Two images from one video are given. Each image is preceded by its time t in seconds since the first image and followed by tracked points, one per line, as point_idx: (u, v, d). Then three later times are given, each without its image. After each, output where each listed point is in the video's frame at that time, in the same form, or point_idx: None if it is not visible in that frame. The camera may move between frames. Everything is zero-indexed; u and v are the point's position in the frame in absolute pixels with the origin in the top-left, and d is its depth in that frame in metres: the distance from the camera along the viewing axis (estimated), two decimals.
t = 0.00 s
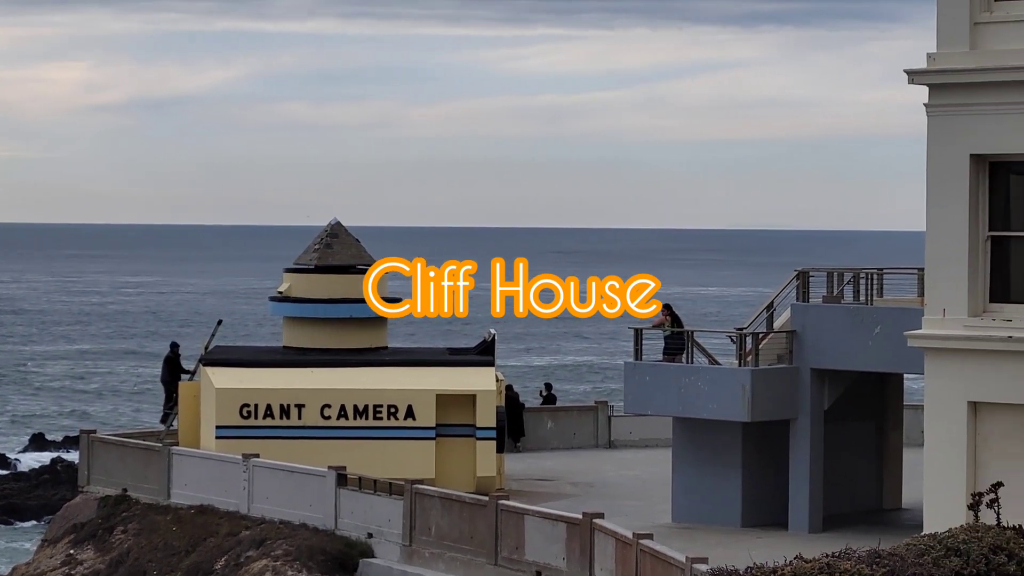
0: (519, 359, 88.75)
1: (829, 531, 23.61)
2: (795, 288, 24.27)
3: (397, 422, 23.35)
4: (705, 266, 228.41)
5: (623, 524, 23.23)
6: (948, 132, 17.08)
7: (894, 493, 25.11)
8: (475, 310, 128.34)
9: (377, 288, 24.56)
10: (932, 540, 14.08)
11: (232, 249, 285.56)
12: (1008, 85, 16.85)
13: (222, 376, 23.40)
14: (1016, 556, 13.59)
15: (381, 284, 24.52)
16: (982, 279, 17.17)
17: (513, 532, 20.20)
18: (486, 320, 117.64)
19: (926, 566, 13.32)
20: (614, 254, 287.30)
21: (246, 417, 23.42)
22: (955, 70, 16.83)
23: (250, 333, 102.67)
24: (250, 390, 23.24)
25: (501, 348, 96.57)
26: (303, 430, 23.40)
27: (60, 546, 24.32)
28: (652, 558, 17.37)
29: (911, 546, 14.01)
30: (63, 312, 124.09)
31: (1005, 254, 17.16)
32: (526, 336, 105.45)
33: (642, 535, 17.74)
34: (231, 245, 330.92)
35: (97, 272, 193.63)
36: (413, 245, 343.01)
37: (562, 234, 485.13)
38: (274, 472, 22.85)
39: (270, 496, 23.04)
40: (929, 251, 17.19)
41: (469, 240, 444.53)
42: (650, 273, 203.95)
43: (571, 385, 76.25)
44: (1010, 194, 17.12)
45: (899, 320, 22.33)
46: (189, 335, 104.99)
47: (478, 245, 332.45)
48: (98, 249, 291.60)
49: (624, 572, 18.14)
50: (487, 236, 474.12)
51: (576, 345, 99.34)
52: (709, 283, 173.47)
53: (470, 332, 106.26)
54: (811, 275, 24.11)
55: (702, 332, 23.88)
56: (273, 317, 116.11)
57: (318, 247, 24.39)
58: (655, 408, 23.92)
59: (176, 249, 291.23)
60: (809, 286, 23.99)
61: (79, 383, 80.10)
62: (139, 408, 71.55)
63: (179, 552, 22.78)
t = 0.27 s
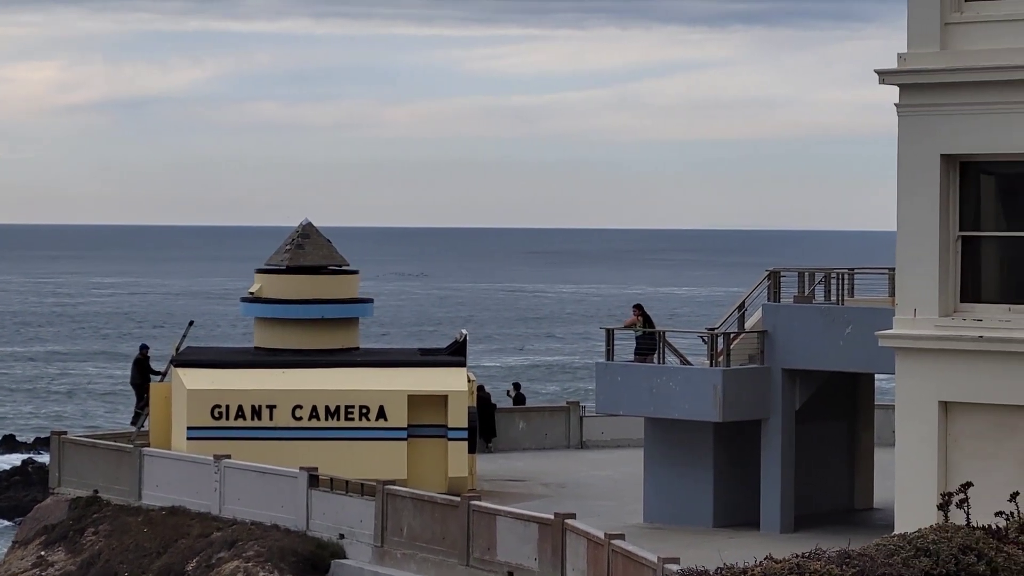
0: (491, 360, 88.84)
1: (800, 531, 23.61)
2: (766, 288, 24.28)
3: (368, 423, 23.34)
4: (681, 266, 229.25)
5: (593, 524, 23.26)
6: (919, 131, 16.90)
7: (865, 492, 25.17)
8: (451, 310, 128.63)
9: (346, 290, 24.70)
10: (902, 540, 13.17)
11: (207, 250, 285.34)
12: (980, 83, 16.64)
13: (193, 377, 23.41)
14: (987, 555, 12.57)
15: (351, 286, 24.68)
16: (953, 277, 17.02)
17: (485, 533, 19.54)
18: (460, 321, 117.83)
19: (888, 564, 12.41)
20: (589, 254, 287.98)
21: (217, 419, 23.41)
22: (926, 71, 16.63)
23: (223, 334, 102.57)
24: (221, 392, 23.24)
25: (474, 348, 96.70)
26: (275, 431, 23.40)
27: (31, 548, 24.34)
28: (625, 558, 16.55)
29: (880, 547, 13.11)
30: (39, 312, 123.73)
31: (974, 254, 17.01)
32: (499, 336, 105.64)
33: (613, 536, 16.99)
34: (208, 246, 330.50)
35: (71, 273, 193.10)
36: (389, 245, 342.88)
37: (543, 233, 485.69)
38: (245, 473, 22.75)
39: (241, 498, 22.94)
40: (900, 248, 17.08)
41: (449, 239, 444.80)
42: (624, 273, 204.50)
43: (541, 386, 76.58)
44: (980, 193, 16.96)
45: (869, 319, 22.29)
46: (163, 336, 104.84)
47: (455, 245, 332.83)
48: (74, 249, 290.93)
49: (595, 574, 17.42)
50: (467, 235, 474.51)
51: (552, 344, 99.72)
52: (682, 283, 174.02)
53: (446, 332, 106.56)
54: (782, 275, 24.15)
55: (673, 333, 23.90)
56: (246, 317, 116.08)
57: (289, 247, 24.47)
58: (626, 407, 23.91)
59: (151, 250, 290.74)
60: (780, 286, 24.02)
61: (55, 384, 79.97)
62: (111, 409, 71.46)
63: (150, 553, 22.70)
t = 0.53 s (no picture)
0: (469, 363, 88.71)
1: (780, 535, 23.64)
2: (746, 291, 24.32)
3: (350, 426, 23.31)
4: (660, 269, 229.42)
5: (574, 528, 23.29)
6: (899, 133, 16.94)
7: (845, 495, 25.24)
8: (429, 313, 128.55)
9: (328, 292, 24.72)
10: (884, 543, 13.14)
11: (184, 254, 284.46)
12: (960, 86, 16.67)
13: (173, 380, 23.36)
14: (968, 558, 12.51)
15: (333, 289, 24.71)
16: (934, 279, 17.05)
17: (465, 536, 19.54)
18: (440, 324, 117.70)
19: (865, 567, 12.37)
20: (566, 257, 288.29)
21: (197, 422, 23.36)
22: (907, 74, 16.68)
23: (202, 338, 102.23)
24: (200, 395, 23.21)
25: (455, 352, 96.70)
26: (255, 435, 23.36)
27: (11, 551, 24.26)
28: (606, 561, 16.52)
29: (860, 550, 13.10)
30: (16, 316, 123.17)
31: (954, 257, 17.04)
32: (479, 339, 105.53)
33: (595, 539, 16.97)
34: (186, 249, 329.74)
35: (49, 277, 192.22)
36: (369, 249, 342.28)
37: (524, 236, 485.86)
38: (225, 476, 22.69)
39: (221, 501, 22.86)
40: (881, 250, 17.12)
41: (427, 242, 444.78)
42: (605, 276, 204.55)
43: (518, 390, 76.62)
44: (960, 196, 16.99)
45: (849, 323, 22.33)
46: (142, 340, 104.44)
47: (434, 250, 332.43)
48: (51, 253, 289.58)
49: None
50: (446, 239, 474.74)
51: (531, 347, 99.82)
52: (661, 286, 174.11)
53: (426, 336, 106.52)
54: (763, 279, 24.19)
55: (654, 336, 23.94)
56: (226, 321, 115.76)
57: (270, 251, 24.44)
58: (607, 411, 23.92)
59: (128, 254, 289.66)
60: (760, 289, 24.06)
61: (34, 388, 79.62)
62: (89, 412, 71.15)
63: (130, 558, 22.63)
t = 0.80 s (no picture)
0: (457, 364, 88.68)
1: (769, 535, 23.68)
2: (735, 292, 24.35)
3: (339, 427, 23.29)
4: (649, 270, 229.45)
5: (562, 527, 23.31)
6: (889, 134, 16.98)
7: (834, 496, 25.29)
8: (418, 314, 128.49)
9: (316, 292, 24.74)
10: (874, 543, 13.15)
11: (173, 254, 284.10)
12: (949, 88, 16.71)
13: (161, 380, 23.34)
14: (957, 559, 12.54)
15: (322, 288, 24.72)
16: (923, 280, 17.09)
17: (454, 537, 19.54)
18: (428, 324, 117.69)
19: (856, 568, 12.37)
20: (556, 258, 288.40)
21: (186, 423, 23.33)
22: (896, 76, 16.72)
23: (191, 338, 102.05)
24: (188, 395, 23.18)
25: (444, 352, 96.71)
26: (244, 435, 23.34)
27: None
28: (595, 561, 16.52)
29: (852, 550, 13.11)
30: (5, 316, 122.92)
31: (943, 259, 17.07)
32: (468, 340, 105.49)
33: (583, 540, 16.98)
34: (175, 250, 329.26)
35: (36, 277, 191.63)
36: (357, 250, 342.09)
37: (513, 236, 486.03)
38: (214, 477, 22.66)
39: (210, 502, 22.82)
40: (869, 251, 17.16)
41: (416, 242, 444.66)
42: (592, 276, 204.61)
43: (508, 390, 76.67)
44: (949, 197, 17.03)
45: (838, 324, 22.36)
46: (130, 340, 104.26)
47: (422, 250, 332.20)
48: (39, 253, 288.90)
49: None
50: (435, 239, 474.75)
51: (520, 348, 99.86)
52: (650, 286, 174.30)
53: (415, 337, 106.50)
54: (752, 280, 24.23)
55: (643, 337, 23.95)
56: (214, 321, 115.59)
57: (258, 251, 24.42)
58: (596, 411, 23.93)
59: (116, 254, 289.15)
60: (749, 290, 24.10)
61: (23, 388, 79.42)
62: (78, 412, 70.98)
63: (119, 558, 22.59)
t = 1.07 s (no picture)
0: (450, 368, 88.50)
1: (762, 539, 23.70)
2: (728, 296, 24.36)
3: (332, 430, 23.29)
4: (643, 274, 229.44)
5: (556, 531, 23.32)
6: (883, 139, 17.01)
7: (827, 500, 25.34)
8: (411, 318, 128.47)
9: (310, 296, 24.73)
10: (868, 547, 13.16)
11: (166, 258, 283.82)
12: (943, 93, 16.74)
13: (154, 383, 23.33)
14: (952, 563, 12.57)
15: (315, 292, 24.71)
16: (917, 285, 17.12)
17: (447, 540, 19.53)
18: (422, 328, 117.67)
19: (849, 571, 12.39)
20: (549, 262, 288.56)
21: (179, 426, 23.31)
22: (889, 81, 16.75)
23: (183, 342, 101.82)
24: (181, 397, 23.17)
25: (437, 356, 96.70)
26: (237, 439, 23.32)
27: None
28: (588, 565, 16.52)
29: (846, 553, 13.11)
30: None
31: (937, 264, 17.11)
32: (460, 344, 105.33)
33: (577, 544, 16.98)
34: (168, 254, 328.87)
35: (31, 280, 191.44)
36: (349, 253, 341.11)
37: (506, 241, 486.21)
38: (207, 480, 22.65)
39: (203, 505, 22.80)
40: (863, 256, 17.19)
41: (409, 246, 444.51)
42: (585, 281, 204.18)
43: (503, 394, 76.69)
44: (943, 204, 17.06)
45: (832, 327, 22.35)
46: (124, 344, 104.14)
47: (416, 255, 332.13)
48: (32, 256, 288.41)
49: None
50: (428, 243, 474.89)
51: (514, 352, 99.88)
52: (642, 290, 174.17)
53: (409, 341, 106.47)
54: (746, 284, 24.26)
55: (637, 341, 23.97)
56: (206, 325, 115.28)
57: (252, 255, 24.40)
58: (588, 416, 23.94)
59: (110, 258, 288.83)
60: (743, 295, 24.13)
61: (15, 392, 79.19)
62: (69, 416, 70.72)
63: (112, 561, 22.55)
